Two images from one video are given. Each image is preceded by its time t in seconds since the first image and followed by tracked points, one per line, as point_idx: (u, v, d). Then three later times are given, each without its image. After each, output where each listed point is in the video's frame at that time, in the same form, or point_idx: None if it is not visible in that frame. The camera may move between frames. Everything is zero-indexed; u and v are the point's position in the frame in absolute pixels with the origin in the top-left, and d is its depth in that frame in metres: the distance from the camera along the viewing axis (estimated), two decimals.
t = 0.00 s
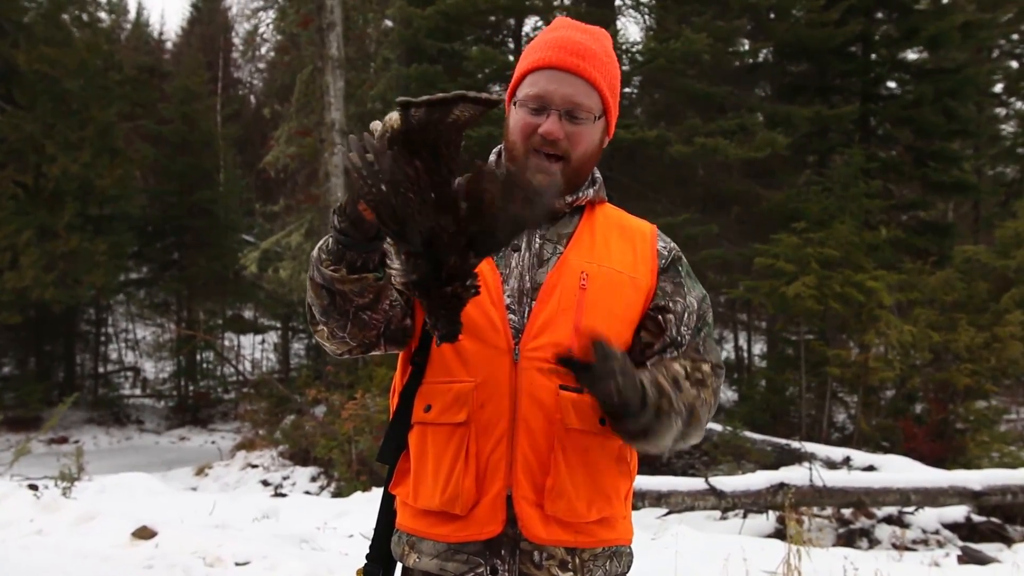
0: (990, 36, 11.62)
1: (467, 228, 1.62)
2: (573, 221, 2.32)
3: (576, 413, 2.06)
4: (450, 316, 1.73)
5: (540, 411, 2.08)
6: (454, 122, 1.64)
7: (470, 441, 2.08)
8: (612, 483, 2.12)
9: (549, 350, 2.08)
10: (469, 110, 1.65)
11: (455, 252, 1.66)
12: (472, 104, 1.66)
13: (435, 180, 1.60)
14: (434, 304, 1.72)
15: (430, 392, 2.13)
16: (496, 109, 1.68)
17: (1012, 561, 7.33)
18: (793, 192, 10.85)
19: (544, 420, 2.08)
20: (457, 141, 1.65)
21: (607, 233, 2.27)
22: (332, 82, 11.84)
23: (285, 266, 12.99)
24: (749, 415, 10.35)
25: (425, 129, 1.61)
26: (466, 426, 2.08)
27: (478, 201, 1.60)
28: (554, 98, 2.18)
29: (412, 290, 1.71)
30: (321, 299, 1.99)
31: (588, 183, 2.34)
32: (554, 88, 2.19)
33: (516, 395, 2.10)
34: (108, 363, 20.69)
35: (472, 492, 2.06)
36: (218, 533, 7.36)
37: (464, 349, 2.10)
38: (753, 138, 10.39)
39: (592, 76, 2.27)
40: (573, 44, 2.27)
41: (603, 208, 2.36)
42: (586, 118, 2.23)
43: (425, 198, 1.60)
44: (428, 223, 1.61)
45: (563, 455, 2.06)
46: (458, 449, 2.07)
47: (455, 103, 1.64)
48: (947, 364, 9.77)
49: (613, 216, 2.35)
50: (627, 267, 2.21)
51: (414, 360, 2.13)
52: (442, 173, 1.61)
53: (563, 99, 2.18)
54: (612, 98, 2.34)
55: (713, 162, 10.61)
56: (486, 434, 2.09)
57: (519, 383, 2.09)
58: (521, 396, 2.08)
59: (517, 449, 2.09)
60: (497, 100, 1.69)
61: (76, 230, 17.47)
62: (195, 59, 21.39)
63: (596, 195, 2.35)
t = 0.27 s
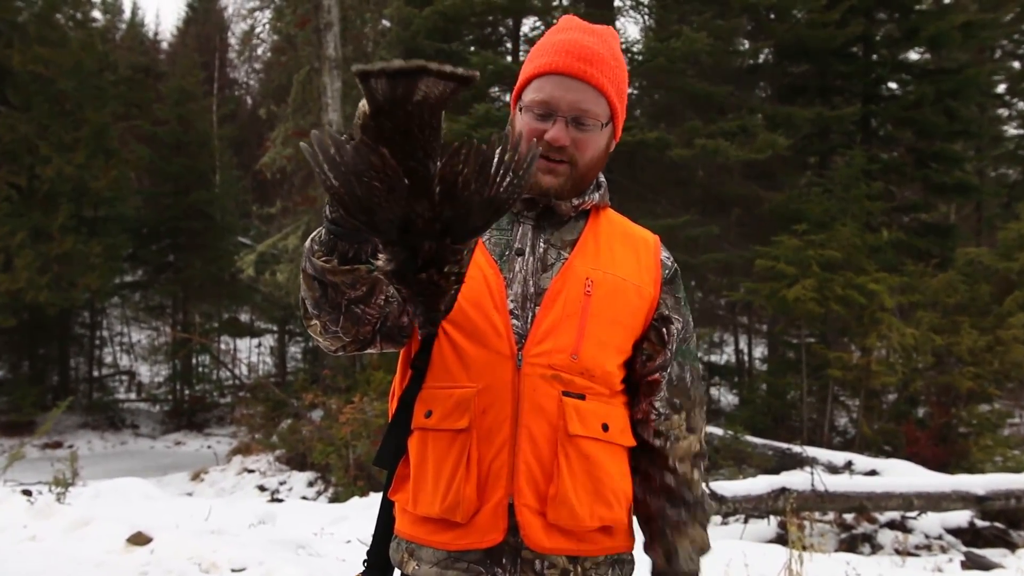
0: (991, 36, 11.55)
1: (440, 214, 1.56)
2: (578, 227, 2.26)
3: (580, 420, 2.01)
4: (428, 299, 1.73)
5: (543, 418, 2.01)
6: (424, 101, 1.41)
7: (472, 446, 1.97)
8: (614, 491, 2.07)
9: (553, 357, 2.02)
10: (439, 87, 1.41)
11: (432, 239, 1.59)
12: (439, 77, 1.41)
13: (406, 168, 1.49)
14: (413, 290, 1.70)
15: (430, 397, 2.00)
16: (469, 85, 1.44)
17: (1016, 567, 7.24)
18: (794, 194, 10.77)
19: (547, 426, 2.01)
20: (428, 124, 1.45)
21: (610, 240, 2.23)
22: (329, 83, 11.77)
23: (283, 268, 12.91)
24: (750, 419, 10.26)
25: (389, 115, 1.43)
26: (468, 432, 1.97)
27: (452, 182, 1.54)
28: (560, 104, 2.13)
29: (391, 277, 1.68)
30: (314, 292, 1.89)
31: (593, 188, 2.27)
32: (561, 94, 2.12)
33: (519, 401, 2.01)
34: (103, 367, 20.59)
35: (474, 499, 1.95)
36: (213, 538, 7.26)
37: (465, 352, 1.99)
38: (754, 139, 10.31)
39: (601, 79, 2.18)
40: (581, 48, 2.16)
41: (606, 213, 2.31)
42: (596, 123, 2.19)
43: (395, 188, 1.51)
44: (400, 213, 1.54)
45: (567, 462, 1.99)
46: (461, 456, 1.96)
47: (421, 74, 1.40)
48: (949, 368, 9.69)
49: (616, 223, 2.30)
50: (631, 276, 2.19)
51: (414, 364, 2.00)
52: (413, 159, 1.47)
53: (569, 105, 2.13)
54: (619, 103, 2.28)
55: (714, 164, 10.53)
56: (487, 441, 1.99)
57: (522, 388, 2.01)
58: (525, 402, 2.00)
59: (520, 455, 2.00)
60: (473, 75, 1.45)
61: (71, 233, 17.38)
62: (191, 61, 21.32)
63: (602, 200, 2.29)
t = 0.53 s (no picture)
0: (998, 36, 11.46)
1: (437, 192, 1.49)
2: (587, 230, 2.15)
3: (583, 428, 1.92)
4: (423, 285, 1.62)
5: (546, 425, 1.91)
6: (420, 77, 1.44)
7: (471, 453, 1.87)
8: (615, 499, 1.98)
9: (558, 363, 1.92)
10: (435, 58, 1.44)
11: (427, 219, 1.51)
12: (433, 48, 1.45)
13: (404, 144, 1.45)
14: (409, 275, 1.59)
15: (430, 400, 1.91)
16: (462, 58, 1.47)
17: None
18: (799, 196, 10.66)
19: (549, 434, 1.91)
20: (424, 99, 1.45)
21: (620, 246, 2.13)
22: (329, 84, 11.68)
23: (283, 271, 12.82)
24: (755, 423, 10.15)
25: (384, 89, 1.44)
26: (467, 437, 1.87)
27: (449, 161, 1.48)
28: (572, 103, 2.07)
29: (386, 261, 1.58)
30: (311, 277, 1.78)
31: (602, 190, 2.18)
32: (572, 92, 2.07)
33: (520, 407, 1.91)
34: (101, 370, 20.52)
35: (471, 504, 1.86)
36: (213, 543, 7.18)
37: (467, 354, 1.90)
38: (759, 140, 10.21)
39: (613, 82, 2.14)
40: (592, 47, 2.11)
41: (616, 218, 2.21)
42: (607, 122, 2.13)
43: (393, 163, 1.46)
44: (396, 190, 1.48)
45: (568, 471, 1.90)
46: (459, 462, 1.86)
47: (415, 47, 1.44)
48: (956, 371, 9.58)
49: (626, 227, 2.21)
50: (638, 283, 2.11)
51: (416, 363, 1.92)
52: (412, 136, 1.45)
53: (581, 103, 2.07)
54: (630, 106, 2.23)
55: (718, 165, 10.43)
56: (487, 447, 1.89)
57: (524, 394, 1.90)
58: (527, 408, 1.90)
59: (520, 462, 1.90)
60: (467, 49, 1.49)
61: (69, 234, 17.31)
62: (190, 61, 21.27)
63: (611, 204, 2.19)
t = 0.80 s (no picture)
0: (1004, 35, 11.37)
1: (451, 207, 1.55)
2: (587, 230, 2.20)
3: (588, 430, 1.94)
4: (441, 299, 1.67)
5: (551, 426, 1.93)
6: (443, 89, 1.45)
7: (476, 455, 1.90)
8: (621, 501, 1.99)
9: (561, 364, 1.95)
10: (460, 74, 1.45)
11: (446, 233, 1.57)
12: (463, 64, 1.45)
13: (421, 158, 1.49)
14: (427, 289, 1.65)
15: (434, 404, 1.95)
16: (490, 75, 1.48)
17: None
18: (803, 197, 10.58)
19: (554, 437, 1.93)
20: (443, 111, 1.47)
21: (622, 247, 2.16)
22: (329, 83, 11.59)
23: (281, 272, 12.73)
24: (758, 426, 10.06)
25: (407, 103, 1.46)
26: (472, 439, 1.90)
27: (464, 174, 1.55)
28: (579, 88, 2.12)
29: (402, 274, 1.62)
30: (315, 283, 1.84)
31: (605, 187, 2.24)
32: (578, 77, 2.12)
33: (525, 409, 1.94)
34: (97, 371, 20.43)
35: (477, 507, 1.88)
36: (210, 546, 7.08)
37: (471, 356, 1.95)
38: (762, 141, 10.13)
39: (613, 65, 2.19)
40: (592, 34, 2.16)
41: (616, 217, 2.25)
42: (612, 107, 2.18)
43: (410, 176, 1.50)
44: (412, 202, 1.52)
45: (574, 472, 1.91)
46: (464, 465, 1.89)
47: (445, 60, 1.44)
48: (961, 374, 9.51)
49: (627, 229, 2.24)
50: (641, 283, 2.12)
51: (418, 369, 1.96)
52: (429, 148, 1.49)
53: (587, 88, 2.12)
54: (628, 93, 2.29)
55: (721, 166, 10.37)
56: (492, 450, 1.92)
57: (529, 396, 1.93)
58: (531, 411, 1.93)
59: (526, 464, 1.92)
60: (495, 67, 1.50)
61: (65, 235, 17.22)
62: (187, 60, 21.17)
63: (613, 201, 2.23)
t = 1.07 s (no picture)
0: (1009, 36, 11.28)
1: (442, 219, 1.65)
2: (588, 230, 2.32)
3: (586, 431, 2.05)
4: (431, 308, 1.80)
5: (547, 429, 2.05)
6: (432, 104, 1.54)
7: (474, 457, 2.03)
8: (621, 504, 2.08)
9: (558, 366, 2.07)
10: (449, 91, 1.53)
11: (435, 245, 1.68)
12: (451, 81, 1.53)
13: (409, 171, 1.59)
14: (417, 298, 1.77)
15: (432, 407, 2.09)
16: (478, 90, 1.55)
17: None
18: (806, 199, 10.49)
19: (551, 439, 2.05)
20: (432, 123, 1.56)
21: (622, 248, 2.26)
22: (327, 84, 11.50)
23: (279, 274, 12.62)
24: (760, 430, 9.97)
25: (396, 116, 1.55)
26: (469, 442, 2.04)
27: (454, 188, 1.65)
28: (571, 85, 2.24)
29: (393, 286, 1.74)
30: (314, 290, 1.96)
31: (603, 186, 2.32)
32: (571, 74, 2.24)
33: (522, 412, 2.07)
34: (93, 374, 20.34)
35: (474, 509, 2.01)
36: (206, 551, 6.98)
37: (470, 361, 2.08)
38: (765, 143, 10.04)
39: (604, 58, 2.31)
40: (582, 31, 2.29)
41: (617, 216, 2.35)
42: (606, 102, 2.29)
43: (398, 189, 1.61)
44: (401, 216, 1.63)
45: (571, 474, 2.03)
46: (462, 466, 2.03)
47: (432, 81, 1.52)
48: (965, 378, 9.39)
49: (628, 229, 2.34)
50: (642, 284, 2.22)
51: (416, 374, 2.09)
52: (416, 162, 1.58)
53: (580, 84, 2.24)
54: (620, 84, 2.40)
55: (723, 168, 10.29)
56: (489, 453, 2.05)
57: (526, 398, 2.06)
58: (528, 413, 2.05)
59: (523, 466, 2.05)
60: (483, 82, 1.57)
61: (61, 237, 17.11)
62: (185, 61, 21.08)
63: (613, 200, 2.32)
